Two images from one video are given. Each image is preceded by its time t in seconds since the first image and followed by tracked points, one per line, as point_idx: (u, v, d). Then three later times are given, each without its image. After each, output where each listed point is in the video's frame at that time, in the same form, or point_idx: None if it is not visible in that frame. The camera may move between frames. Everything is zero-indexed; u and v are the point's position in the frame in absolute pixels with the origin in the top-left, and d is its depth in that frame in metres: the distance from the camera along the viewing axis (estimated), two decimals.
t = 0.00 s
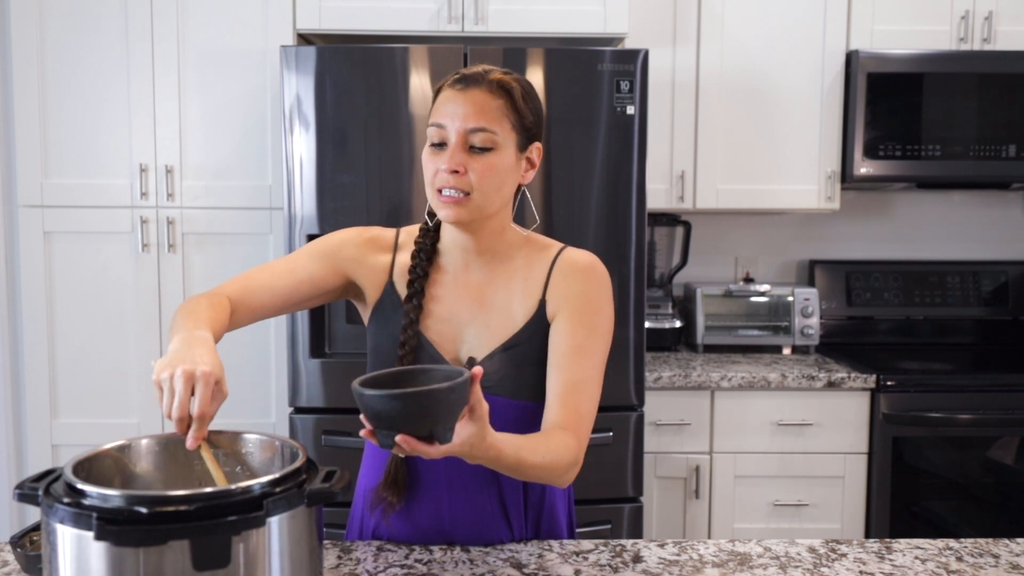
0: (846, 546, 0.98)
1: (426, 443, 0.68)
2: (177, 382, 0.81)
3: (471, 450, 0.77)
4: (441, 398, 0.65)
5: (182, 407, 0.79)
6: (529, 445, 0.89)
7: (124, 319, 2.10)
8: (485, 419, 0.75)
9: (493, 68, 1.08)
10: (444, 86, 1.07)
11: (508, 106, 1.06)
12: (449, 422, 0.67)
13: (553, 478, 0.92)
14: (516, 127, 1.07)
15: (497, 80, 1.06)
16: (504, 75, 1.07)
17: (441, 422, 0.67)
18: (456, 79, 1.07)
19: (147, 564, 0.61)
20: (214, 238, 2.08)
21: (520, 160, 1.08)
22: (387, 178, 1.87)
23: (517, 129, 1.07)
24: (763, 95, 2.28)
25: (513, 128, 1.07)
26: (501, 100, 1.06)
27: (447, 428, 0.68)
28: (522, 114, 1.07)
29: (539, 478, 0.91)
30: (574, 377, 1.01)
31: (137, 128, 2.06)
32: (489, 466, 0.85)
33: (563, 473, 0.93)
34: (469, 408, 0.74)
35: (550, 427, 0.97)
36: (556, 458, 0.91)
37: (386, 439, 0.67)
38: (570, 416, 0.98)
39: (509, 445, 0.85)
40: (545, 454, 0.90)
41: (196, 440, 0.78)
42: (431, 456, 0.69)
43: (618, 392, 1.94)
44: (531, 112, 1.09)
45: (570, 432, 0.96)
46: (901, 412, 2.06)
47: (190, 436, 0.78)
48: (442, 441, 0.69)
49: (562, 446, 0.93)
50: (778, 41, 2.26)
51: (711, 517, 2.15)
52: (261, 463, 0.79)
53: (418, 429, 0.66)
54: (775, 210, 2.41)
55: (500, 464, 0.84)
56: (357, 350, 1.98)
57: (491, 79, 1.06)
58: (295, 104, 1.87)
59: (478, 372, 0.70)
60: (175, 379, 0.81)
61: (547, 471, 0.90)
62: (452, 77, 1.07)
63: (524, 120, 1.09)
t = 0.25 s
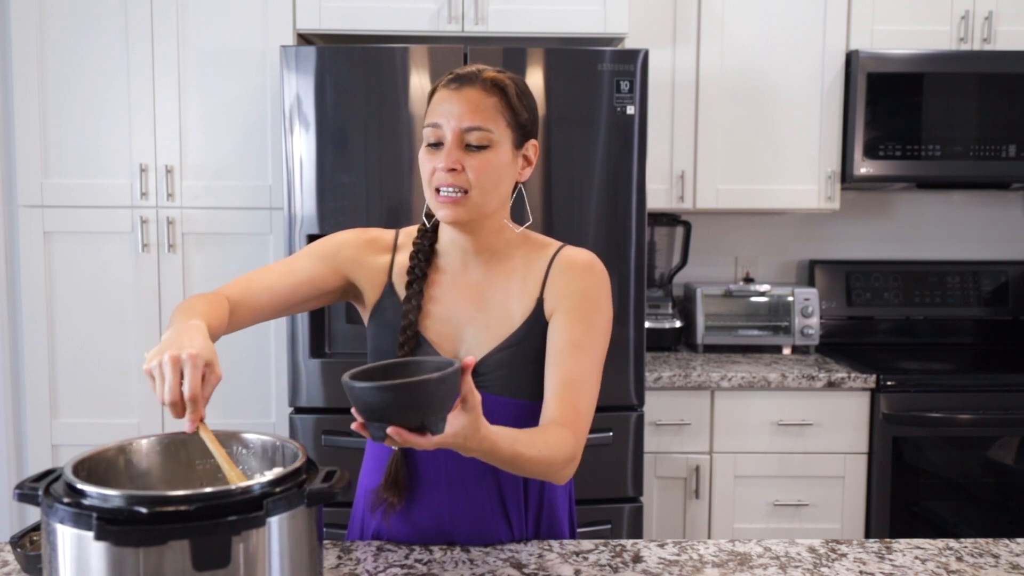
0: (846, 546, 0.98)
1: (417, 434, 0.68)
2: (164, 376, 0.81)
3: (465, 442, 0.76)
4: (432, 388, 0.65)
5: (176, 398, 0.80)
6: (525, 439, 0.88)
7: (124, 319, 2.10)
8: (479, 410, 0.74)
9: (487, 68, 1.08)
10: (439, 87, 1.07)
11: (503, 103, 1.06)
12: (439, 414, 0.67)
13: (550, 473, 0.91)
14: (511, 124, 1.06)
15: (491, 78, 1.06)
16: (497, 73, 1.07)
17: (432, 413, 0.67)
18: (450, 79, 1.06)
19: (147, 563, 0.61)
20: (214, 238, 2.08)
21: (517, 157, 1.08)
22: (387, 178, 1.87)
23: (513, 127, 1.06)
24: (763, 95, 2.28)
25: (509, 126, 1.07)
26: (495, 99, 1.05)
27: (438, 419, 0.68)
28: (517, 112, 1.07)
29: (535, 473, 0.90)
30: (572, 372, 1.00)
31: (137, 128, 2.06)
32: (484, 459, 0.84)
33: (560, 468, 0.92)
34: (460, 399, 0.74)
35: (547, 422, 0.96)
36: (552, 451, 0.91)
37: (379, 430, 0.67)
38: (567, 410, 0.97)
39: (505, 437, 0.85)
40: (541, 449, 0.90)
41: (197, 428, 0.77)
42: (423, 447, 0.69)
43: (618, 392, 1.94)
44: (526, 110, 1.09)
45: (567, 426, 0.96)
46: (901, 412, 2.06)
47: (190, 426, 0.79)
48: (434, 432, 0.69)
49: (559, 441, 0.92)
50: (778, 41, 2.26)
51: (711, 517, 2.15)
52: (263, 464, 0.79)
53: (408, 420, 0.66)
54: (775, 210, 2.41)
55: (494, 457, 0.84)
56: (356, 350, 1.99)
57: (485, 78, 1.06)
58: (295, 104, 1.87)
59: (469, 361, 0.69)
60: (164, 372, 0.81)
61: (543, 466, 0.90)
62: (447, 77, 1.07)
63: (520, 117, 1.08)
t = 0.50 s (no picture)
0: (846, 546, 0.98)
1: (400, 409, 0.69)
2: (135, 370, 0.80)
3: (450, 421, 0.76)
4: (412, 362, 0.66)
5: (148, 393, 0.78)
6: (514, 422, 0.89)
7: (124, 320, 2.10)
8: (462, 385, 0.75)
9: (492, 67, 1.08)
10: (443, 85, 1.07)
11: (508, 103, 1.06)
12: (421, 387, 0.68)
13: (538, 459, 0.92)
14: (514, 124, 1.06)
15: (495, 77, 1.06)
16: (502, 73, 1.07)
17: (414, 387, 0.68)
18: (454, 77, 1.07)
19: (147, 564, 0.61)
20: (214, 238, 2.08)
21: (519, 158, 1.08)
22: (387, 178, 1.87)
23: (516, 126, 1.06)
24: (763, 95, 2.28)
25: (512, 125, 1.07)
26: (499, 98, 1.05)
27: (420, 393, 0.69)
28: (520, 111, 1.07)
29: (528, 458, 0.91)
30: (569, 365, 1.01)
31: (137, 129, 2.06)
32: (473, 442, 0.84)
33: (550, 455, 0.93)
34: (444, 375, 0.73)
35: (543, 411, 0.97)
36: (541, 436, 0.91)
37: (362, 409, 0.68)
38: (563, 400, 0.98)
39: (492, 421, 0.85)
40: (531, 434, 0.90)
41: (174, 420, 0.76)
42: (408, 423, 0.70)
43: (618, 392, 1.94)
44: (529, 110, 1.09)
45: (563, 416, 0.96)
46: (901, 412, 2.06)
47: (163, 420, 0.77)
48: (418, 407, 0.70)
49: (551, 429, 0.93)
50: (778, 41, 2.26)
51: (711, 517, 2.15)
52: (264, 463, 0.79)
53: (392, 396, 0.67)
54: (775, 210, 2.41)
55: (482, 440, 0.84)
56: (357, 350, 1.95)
57: (490, 77, 1.06)
58: (295, 104, 1.87)
59: (450, 334, 0.70)
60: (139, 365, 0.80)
61: (532, 451, 0.90)
62: (452, 76, 1.07)
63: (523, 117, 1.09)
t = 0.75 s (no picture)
0: (846, 546, 0.98)
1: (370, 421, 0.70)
2: (115, 345, 0.84)
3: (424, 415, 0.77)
4: (373, 374, 0.67)
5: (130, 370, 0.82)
6: (491, 409, 0.89)
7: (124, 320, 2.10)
8: (428, 380, 0.76)
9: (499, 70, 1.09)
10: (450, 85, 1.07)
11: (514, 107, 1.06)
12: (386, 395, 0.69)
13: (521, 445, 0.91)
14: (520, 128, 1.07)
15: (503, 81, 1.06)
16: (510, 77, 1.08)
17: (381, 396, 0.69)
18: (463, 77, 1.07)
19: (147, 564, 0.61)
20: (214, 238, 2.08)
21: (523, 162, 1.09)
22: (387, 178, 1.87)
23: (521, 130, 1.07)
24: (763, 95, 2.28)
25: (518, 129, 1.07)
26: (506, 101, 1.06)
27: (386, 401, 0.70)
28: (526, 116, 1.08)
29: (507, 444, 0.90)
30: (560, 355, 1.00)
31: (136, 128, 2.06)
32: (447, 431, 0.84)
33: (533, 441, 0.92)
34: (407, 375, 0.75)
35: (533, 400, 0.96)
36: (523, 420, 0.91)
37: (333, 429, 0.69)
38: (553, 388, 0.97)
39: (466, 408, 0.85)
40: (513, 418, 0.90)
41: (154, 394, 0.79)
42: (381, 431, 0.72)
43: (618, 392, 1.94)
44: (535, 114, 1.10)
45: (551, 404, 0.95)
46: (901, 412, 2.06)
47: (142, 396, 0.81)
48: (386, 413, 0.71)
49: (534, 414, 0.92)
50: (778, 41, 2.26)
51: (711, 517, 2.15)
52: (262, 465, 0.79)
53: (359, 409, 0.68)
54: (774, 210, 2.41)
55: (458, 428, 0.84)
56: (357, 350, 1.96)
57: (497, 80, 1.06)
58: (295, 104, 1.87)
59: (401, 336, 0.71)
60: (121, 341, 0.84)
61: (515, 436, 0.90)
62: (459, 76, 1.07)
63: (529, 122, 1.09)
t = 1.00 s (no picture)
0: (846, 546, 0.98)
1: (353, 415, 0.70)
2: (113, 292, 0.86)
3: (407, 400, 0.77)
4: (344, 369, 0.66)
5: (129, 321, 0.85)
6: (478, 393, 0.86)
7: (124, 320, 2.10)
8: (405, 365, 0.75)
9: (504, 70, 1.10)
10: (455, 84, 1.08)
11: (517, 107, 1.07)
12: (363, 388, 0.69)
13: (511, 432, 0.88)
14: (523, 128, 1.08)
15: (508, 81, 1.07)
16: (515, 77, 1.09)
17: (357, 389, 0.68)
18: (468, 76, 1.08)
19: (147, 564, 0.61)
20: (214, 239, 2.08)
21: (525, 162, 1.10)
22: (387, 177, 1.87)
23: (524, 131, 1.08)
24: (763, 95, 2.28)
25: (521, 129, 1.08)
26: (510, 101, 1.07)
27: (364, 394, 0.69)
28: (530, 117, 1.09)
29: (496, 433, 0.87)
30: (558, 346, 0.98)
31: (137, 129, 2.06)
32: (432, 417, 0.83)
33: (526, 428, 0.89)
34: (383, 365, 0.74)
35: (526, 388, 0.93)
36: (514, 407, 0.88)
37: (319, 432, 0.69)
38: (549, 378, 0.94)
39: (450, 391, 0.83)
40: (503, 404, 0.87)
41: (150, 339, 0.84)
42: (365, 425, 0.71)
43: (618, 392, 1.94)
44: (538, 116, 1.11)
45: (545, 393, 0.92)
46: (901, 412, 2.06)
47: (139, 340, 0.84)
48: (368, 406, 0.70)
49: (526, 402, 0.89)
50: (778, 41, 2.26)
51: (711, 517, 2.15)
52: (263, 467, 0.79)
53: (338, 407, 0.68)
54: (774, 210, 2.41)
55: (440, 413, 0.82)
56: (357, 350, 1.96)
57: (502, 80, 1.07)
58: (295, 104, 1.87)
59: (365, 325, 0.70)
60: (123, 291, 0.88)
61: (504, 423, 0.87)
62: (464, 76, 1.08)
63: (532, 123, 1.10)
